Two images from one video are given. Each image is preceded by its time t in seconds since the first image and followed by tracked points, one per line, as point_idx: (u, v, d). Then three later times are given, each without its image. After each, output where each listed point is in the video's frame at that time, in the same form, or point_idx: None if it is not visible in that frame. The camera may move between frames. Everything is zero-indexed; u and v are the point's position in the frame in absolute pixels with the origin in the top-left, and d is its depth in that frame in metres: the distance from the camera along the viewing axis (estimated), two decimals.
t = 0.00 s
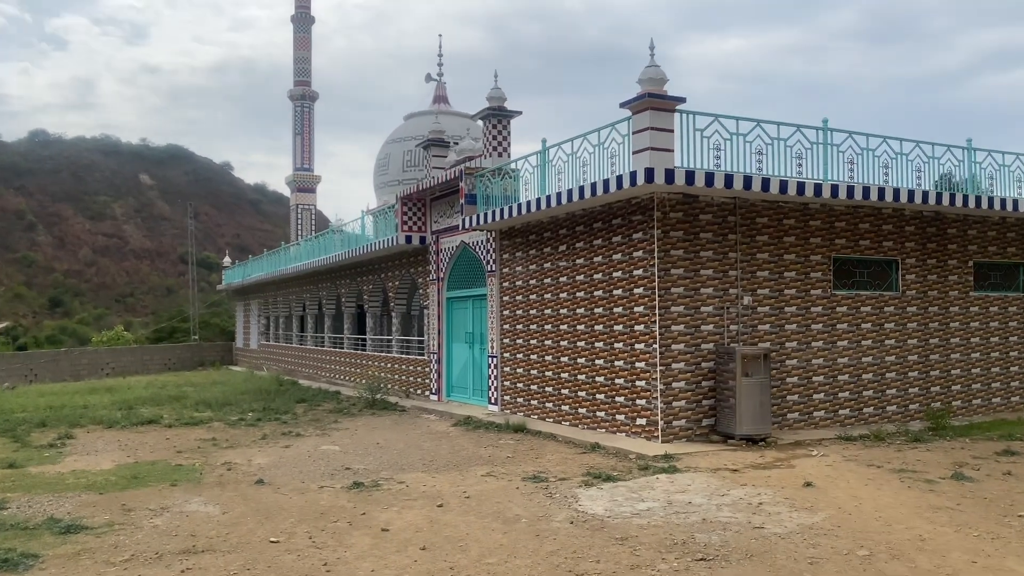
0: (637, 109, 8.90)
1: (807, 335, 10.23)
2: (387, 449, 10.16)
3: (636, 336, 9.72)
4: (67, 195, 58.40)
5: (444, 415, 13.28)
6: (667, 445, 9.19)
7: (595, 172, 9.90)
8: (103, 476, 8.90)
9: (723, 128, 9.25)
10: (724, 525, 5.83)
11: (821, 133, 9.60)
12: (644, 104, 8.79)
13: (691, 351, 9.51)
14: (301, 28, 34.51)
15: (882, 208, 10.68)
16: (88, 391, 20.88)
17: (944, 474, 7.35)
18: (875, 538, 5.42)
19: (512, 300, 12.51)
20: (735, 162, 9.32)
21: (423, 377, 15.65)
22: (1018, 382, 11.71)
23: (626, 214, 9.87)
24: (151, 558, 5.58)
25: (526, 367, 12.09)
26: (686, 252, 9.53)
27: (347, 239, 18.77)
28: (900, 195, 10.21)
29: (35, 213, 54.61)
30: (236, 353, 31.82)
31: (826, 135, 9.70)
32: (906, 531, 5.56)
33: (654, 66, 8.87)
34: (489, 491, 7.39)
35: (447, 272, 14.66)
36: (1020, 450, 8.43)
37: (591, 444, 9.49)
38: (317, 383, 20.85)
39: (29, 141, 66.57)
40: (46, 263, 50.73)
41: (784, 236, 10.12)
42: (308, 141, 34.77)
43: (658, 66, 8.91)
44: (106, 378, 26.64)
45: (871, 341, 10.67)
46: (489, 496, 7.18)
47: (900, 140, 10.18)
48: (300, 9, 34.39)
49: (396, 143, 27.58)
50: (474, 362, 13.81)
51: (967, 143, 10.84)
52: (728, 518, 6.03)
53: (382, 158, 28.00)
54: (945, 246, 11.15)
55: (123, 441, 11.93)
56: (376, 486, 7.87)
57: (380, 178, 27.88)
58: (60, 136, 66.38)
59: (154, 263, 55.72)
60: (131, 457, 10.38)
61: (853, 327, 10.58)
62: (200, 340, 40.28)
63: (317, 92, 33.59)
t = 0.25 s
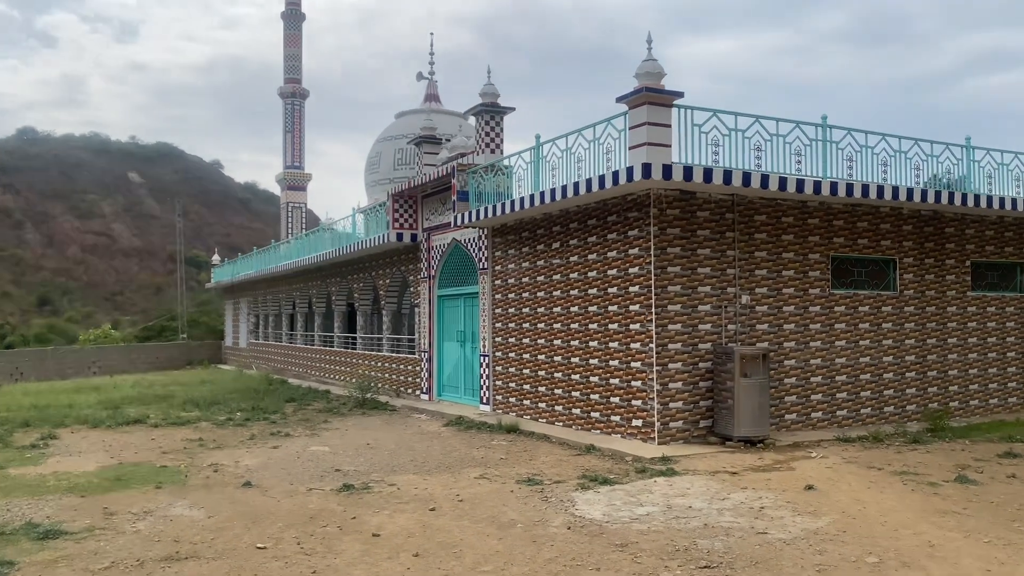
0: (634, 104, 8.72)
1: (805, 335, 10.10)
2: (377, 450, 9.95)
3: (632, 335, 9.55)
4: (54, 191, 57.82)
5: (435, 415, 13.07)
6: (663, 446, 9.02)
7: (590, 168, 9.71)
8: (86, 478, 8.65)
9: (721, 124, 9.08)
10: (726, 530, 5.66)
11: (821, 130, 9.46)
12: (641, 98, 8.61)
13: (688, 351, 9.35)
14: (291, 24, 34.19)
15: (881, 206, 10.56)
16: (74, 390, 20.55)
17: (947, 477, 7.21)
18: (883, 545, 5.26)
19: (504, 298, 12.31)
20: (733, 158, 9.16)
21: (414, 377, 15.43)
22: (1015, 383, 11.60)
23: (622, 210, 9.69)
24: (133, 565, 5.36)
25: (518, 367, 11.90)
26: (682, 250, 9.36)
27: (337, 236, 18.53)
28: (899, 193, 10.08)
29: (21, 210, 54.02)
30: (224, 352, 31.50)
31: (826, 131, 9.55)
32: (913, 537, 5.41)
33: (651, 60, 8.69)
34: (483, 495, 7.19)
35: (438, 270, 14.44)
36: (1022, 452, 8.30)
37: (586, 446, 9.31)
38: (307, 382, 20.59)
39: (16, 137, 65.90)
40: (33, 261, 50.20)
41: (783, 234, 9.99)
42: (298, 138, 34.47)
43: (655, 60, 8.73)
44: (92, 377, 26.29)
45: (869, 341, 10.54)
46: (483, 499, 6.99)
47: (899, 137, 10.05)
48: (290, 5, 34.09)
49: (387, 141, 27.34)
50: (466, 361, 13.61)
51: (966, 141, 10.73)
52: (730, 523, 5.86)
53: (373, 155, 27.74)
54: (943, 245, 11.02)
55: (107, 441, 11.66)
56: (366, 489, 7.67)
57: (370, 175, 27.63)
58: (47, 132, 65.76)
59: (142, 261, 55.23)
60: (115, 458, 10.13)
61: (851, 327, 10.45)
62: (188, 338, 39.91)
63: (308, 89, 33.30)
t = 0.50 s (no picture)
0: (634, 101, 8.51)
1: (805, 339, 9.94)
2: (369, 455, 9.69)
3: (630, 338, 9.33)
4: (40, 190, 57.20)
5: (427, 418, 12.82)
6: (663, 452, 8.81)
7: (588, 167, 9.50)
8: (67, 484, 8.36)
9: (723, 122, 8.89)
10: (733, 542, 5.45)
11: (824, 129, 9.29)
12: (641, 96, 8.40)
13: (688, 355, 9.14)
14: (282, 22, 33.85)
15: (882, 207, 10.40)
16: (58, 391, 20.17)
17: (955, 485, 7.02)
18: (897, 558, 5.05)
19: (499, 300, 12.08)
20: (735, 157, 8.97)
21: (406, 380, 15.17)
22: (1016, 387, 11.46)
23: (620, 210, 9.48)
24: None
25: (513, 370, 11.67)
26: (682, 251, 9.15)
27: (328, 236, 18.25)
28: (902, 194, 9.91)
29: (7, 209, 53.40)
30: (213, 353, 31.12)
31: (828, 131, 9.39)
32: (928, 550, 5.20)
33: (652, 56, 8.49)
34: (479, 503, 6.96)
35: (431, 271, 14.19)
36: None
37: (583, 452, 9.08)
38: (296, 385, 20.30)
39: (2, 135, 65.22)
40: (19, 260, 49.62)
41: (784, 236, 9.81)
42: (288, 137, 34.14)
43: (656, 57, 8.53)
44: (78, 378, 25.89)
45: (870, 345, 10.37)
46: (479, 508, 6.75)
47: (902, 137, 9.89)
48: (281, 2, 33.77)
49: (378, 141, 27.06)
50: (459, 364, 13.37)
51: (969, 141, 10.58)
52: (736, 535, 5.65)
53: (364, 155, 27.46)
54: (945, 247, 10.87)
55: (91, 445, 11.36)
56: (358, 497, 7.41)
57: (361, 175, 27.35)
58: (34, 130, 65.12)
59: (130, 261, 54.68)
60: (99, 464, 9.84)
61: (852, 330, 10.28)
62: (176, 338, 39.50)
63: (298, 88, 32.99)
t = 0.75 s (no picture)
0: (636, 96, 8.34)
1: (807, 339, 9.80)
2: (364, 457, 9.49)
3: (631, 338, 9.17)
4: (30, 188, 56.70)
5: (422, 419, 12.63)
6: (664, 454, 8.64)
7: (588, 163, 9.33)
8: (53, 487, 8.12)
9: (726, 118, 8.73)
10: (742, 548, 5.28)
11: (827, 126, 9.14)
12: (644, 91, 8.23)
13: (689, 355, 8.98)
14: (275, 20, 33.58)
15: (885, 206, 10.27)
16: (46, 391, 19.87)
17: (964, 488, 6.87)
18: (912, 565, 4.89)
19: (496, 299, 11.90)
20: (738, 155, 8.81)
21: (400, 380, 14.97)
22: (1017, 388, 11.34)
23: (621, 208, 9.31)
24: None
25: (510, 370, 11.49)
26: (684, 250, 8.99)
27: (321, 235, 18.03)
28: (906, 193, 9.77)
29: None
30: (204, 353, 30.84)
31: (832, 128, 9.24)
32: (943, 556, 5.05)
33: (654, 51, 8.32)
34: (478, 507, 6.77)
35: (426, 269, 14.00)
36: None
37: (583, 454, 8.91)
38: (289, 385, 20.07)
39: None
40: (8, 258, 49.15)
41: (786, 235, 9.67)
42: (280, 135, 33.87)
43: (658, 51, 8.36)
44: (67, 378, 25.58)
45: (872, 345, 10.23)
46: (479, 512, 6.57)
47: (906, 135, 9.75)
48: None
49: (372, 140, 26.84)
50: (455, 363, 13.18)
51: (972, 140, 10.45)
52: (745, 540, 5.48)
53: (358, 153, 27.23)
54: (947, 246, 10.74)
55: (78, 447, 11.11)
56: (353, 500, 7.22)
57: (355, 174, 27.12)
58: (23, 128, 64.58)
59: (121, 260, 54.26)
60: (87, 465, 9.62)
61: (854, 330, 10.15)
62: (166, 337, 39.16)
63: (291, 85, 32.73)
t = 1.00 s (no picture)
0: (636, 93, 8.17)
1: (807, 342, 9.65)
2: (355, 460, 9.27)
3: (628, 340, 8.99)
4: (14, 185, 56.03)
5: (414, 421, 12.41)
6: (663, 459, 8.47)
7: (586, 161, 9.14)
8: (33, 492, 7.86)
9: (727, 116, 8.58)
10: (750, 558, 5.11)
11: (828, 125, 9.01)
12: (644, 87, 8.06)
13: (688, 357, 8.81)
14: (264, 17, 33.25)
15: (884, 207, 10.14)
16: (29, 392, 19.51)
17: (971, 494, 6.73)
18: None
19: (490, 299, 11.71)
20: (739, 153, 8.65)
21: (391, 381, 14.74)
22: (1015, 392, 11.24)
23: (619, 207, 9.13)
24: None
25: (504, 372, 11.30)
26: (683, 250, 8.82)
27: (311, 233, 17.77)
28: (906, 193, 9.65)
29: None
30: (191, 353, 30.46)
31: (832, 127, 9.11)
32: (958, 567, 4.89)
33: (655, 46, 8.15)
34: (474, 514, 6.57)
35: (418, 269, 13.79)
36: None
37: (579, 458, 8.72)
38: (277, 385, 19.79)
39: None
40: None
41: (785, 235, 9.51)
42: (269, 134, 33.54)
43: (659, 47, 8.20)
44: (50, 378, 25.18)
45: (871, 348, 10.11)
46: (476, 519, 6.37)
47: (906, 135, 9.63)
48: None
49: (361, 138, 26.59)
50: (447, 365, 12.97)
51: (971, 141, 10.34)
52: (752, 550, 5.31)
53: (347, 152, 26.95)
54: (946, 248, 10.64)
55: (61, 450, 10.83)
56: (345, 506, 7.00)
57: (344, 173, 26.84)
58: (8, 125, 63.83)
59: (107, 258, 53.69)
60: (69, 469, 9.34)
61: (854, 333, 10.02)
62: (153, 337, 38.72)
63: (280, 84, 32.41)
